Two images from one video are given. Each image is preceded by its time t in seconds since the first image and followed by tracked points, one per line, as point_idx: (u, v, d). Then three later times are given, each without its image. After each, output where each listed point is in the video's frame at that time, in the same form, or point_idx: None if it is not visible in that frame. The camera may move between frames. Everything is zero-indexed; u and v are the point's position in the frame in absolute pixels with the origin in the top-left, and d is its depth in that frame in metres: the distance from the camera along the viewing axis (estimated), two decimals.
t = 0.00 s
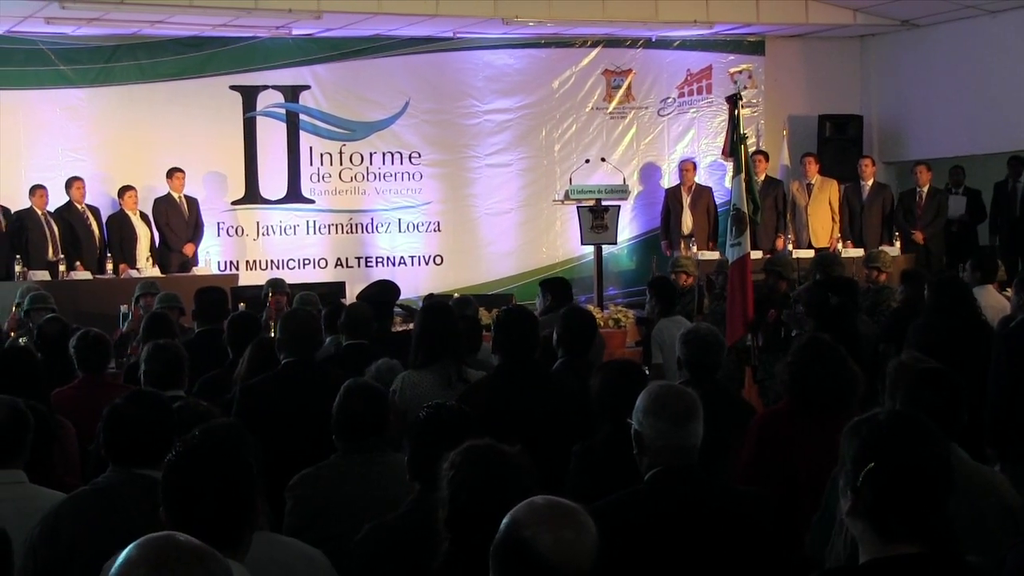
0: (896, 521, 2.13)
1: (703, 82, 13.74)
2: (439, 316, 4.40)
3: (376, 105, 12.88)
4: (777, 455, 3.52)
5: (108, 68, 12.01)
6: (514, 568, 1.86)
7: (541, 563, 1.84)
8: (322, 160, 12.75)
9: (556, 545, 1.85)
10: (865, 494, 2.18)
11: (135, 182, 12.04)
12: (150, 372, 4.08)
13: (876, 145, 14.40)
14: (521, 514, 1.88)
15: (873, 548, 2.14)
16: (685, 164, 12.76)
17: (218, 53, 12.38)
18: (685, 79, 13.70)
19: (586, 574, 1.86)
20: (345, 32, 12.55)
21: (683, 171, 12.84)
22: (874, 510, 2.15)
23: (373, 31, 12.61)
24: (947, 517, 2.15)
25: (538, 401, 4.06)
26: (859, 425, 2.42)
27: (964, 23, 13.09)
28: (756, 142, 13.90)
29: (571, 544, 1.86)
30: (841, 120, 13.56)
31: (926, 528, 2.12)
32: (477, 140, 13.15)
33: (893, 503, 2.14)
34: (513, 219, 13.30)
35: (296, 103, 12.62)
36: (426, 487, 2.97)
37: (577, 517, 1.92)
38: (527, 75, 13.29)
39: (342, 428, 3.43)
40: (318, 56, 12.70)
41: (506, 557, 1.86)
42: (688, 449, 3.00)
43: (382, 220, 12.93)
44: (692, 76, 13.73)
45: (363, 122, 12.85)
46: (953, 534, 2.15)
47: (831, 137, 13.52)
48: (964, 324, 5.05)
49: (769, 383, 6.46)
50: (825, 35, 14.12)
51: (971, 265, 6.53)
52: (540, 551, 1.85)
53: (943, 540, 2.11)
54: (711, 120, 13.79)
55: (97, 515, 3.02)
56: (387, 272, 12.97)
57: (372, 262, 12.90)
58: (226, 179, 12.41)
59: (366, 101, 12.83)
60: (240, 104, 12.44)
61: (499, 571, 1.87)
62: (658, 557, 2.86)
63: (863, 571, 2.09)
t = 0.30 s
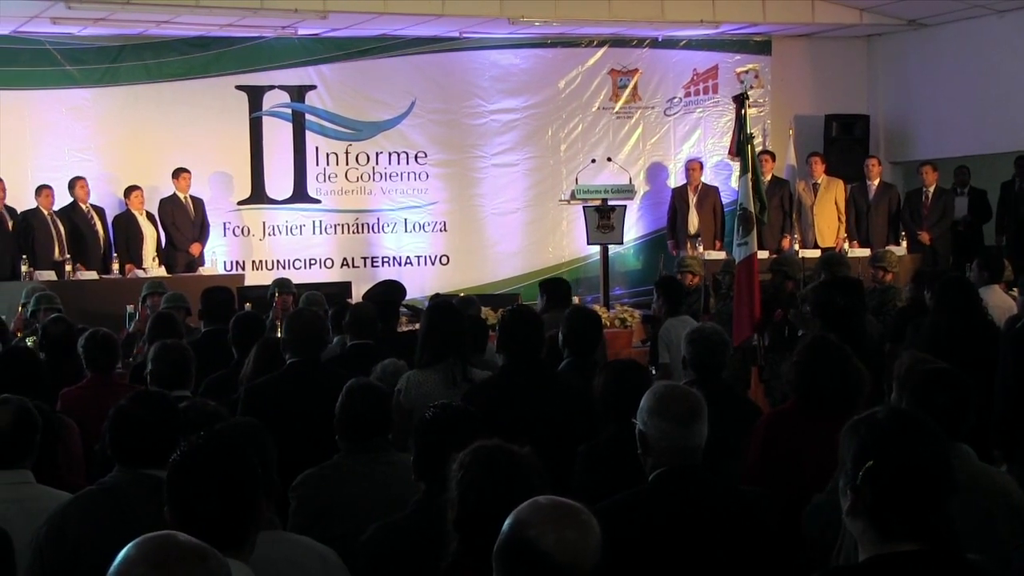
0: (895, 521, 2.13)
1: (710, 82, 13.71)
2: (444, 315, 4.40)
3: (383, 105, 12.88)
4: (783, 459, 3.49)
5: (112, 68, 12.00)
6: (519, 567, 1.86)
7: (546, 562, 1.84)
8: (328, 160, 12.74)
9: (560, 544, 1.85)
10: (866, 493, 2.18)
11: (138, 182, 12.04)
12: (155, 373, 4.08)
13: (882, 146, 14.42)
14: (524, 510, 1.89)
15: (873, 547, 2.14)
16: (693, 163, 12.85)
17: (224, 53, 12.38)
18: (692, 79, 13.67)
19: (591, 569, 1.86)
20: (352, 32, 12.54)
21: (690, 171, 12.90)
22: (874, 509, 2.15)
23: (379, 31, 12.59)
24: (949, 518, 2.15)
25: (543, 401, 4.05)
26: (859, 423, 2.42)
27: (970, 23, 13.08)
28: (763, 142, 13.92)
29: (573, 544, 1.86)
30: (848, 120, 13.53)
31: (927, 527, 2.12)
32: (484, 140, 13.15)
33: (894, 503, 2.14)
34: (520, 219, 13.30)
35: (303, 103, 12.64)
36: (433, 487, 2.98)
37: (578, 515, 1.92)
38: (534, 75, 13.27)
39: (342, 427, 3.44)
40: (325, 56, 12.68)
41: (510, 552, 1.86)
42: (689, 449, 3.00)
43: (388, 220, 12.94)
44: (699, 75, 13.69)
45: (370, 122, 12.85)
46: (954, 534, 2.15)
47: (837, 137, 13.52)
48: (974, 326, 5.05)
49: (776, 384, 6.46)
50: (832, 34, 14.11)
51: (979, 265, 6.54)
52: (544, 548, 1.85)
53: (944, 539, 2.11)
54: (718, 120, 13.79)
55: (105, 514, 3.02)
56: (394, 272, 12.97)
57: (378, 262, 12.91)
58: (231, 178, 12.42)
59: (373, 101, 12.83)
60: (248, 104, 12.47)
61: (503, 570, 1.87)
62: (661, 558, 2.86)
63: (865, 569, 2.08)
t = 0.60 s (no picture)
0: (900, 521, 2.13)
1: (716, 81, 13.71)
2: (450, 315, 4.40)
3: (390, 106, 12.90)
4: (790, 459, 3.49)
5: (122, 70, 12.06)
6: (527, 566, 1.86)
7: (554, 561, 1.85)
8: (335, 161, 12.78)
9: (569, 544, 1.86)
10: (869, 492, 2.18)
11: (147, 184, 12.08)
12: (162, 374, 4.09)
13: (889, 144, 14.37)
14: (531, 512, 1.89)
15: (878, 548, 2.15)
16: (699, 163, 12.77)
17: (232, 54, 12.42)
18: (698, 79, 13.68)
19: (598, 567, 1.87)
20: (359, 33, 12.58)
21: (697, 171, 12.83)
22: (877, 508, 2.16)
23: (386, 32, 12.62)
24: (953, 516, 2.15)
25: (547, 401, 4.05)
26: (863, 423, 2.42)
27: (977, 22, 13.06)
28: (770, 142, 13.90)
29: (579, 543, 1.87)
30: (854, 119, 13.53)
31: (931, 526, 2.12)
32: (490, 140, 13.16)
33: (896, 503, 2.14)
34: (527, 218, 13.30)
35: (310, 103, 12.65)
36: (441, 487, 2.99)
37: (584, 514, 1.92)
38: (540, 75, 13.28)
39: (349, 427, 3.45)
40: (330, 56, 12.72)
41: (519, 552, 1.86)
42: (696, 449, 3.00)
43: (395, 220, 12.95)
44: (705, 75, 13.70)
45: (376, 122, 12.88)
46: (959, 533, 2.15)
47: (844, 137, 13.50)
48: (979, 322, 5.03)
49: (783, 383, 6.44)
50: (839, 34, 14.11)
51: (987, 264, 6.52)
52: (552, 547, 1.85)
53: (947, 539, 2.11)
54: (724, 120, 13.78)
55: (112, 513, 3.04)
56: (401, 272, 12.99)
57: (385, 262, 12.92)
58: (239, 178, 12.44)
59: (380, 101, 12.86)
60: (254, 105, 12.48)
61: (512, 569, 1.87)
62: (665, 557, 2.86)
63: (870, 568, 2.09)
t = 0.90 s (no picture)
0: (905, 518, 2.17)
1: (724, 82, 13.75)
2: (462, 314, 4.45)
3: (402, 107, 12.95)
4: (798, 455, 3.53)
5: (136, 73, 12.12)
6: (537, 562, 1.90)
7: (563, 556, 1.89)
8: (348, 162, 12.82)
9: (577, 539, 1.90)
10: (874, 489, 2.22)
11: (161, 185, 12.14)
12: (176, 373, 4.13)
13: (896, 145, 14.37)
14: (538, 508, 1.93)
15: (883, 543, 2.19)
16: (707, 163, 12.85)
17: (246, 57, 12.48)
18: (706, 80, 13.71)
19: (606, 562, 1.91)
20: (371, 36, 12.62)
21: (704, 171, 12.90)
22: (883, 506, 2.19)
23: (398, 35, 12.66)
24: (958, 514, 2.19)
25: (556, 398, 4.08)
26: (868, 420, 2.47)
27: (983, 21, 13.07)
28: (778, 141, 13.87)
29: (587, 538, 1.91)
30: (861, 119, 13.57)
31: (935, 524, 2.16)
32: (501, 141, 13.20)
33: (902, 501, 2.18)
34: (537, 218, 13.35)
35: (322, 105, 12.69)
36: (452, 483, 3.04)
37: (591, 509, 1.96)
38: (550, 76, 13.32)
39: (358, 425, 3.51)
40: (342, 59, 12.76)
41: (528, 544, 1.91)
42: (702, 444, 3.06)
43: (407, 221, 13.00)
44: (713, 76, 13.74)
45: (389, 124, 12.91)
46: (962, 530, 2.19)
47: (849, 136, 13.52)
48: (986, 321, 5.06)
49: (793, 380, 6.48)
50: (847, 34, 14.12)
51: (992, 262, 6.58)
52: (560, 542, 1.90)
53: (951, 535, 2.16)
54: (732, 120, 13.81)
55: (130, 510, 3.09)
56: (413, 271, 13.04)
57: (398, 261, 12.98)
58: (253, 180, 12.49)
59: (393, 103, 12.90)
60: (268, 108, 12.53)
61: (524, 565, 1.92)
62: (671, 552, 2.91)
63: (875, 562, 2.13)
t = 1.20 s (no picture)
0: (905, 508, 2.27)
1: (731, 87, 13.84)
2: (478, 312, 4.59)
3: (420, 111, 13.11)
4: (804, 447, 3.63)
5: (167, 82, 12.32)
6: (546, 550, 2.00)
7: (570, 546, 1.99)
8: (369, 164, 12.97)
9: (584, 528, 2.00)
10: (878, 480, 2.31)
11: (190, 186, 12.32)
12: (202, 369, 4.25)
13: (897, 147, 14.51)
14: (549, 496, 2.05)
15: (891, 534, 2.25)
16: (716, 165, 12.98)
17: (271, 64, 12.66)
18: (713, 85, 13.80)
19: (608, 551, 2.00)
20: (392, 43, 12.79)
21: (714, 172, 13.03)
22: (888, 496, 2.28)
23: (415, 41, 12.83)
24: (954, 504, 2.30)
25: (568, 393, 4.21)
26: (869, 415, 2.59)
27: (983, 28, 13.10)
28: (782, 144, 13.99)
29: (595, 525, 2.01)
30: (864, 122, 13.73)
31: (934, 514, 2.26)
32: (516, 144, 13.35)
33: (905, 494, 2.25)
34: (550, 218, 13.48)
35: (344, 109, 12.87)
36: (469, 474, 3.20)
37: (601, 498, 2.07)
38: (563, 81, 13.46)
39: (375, 417, 3.68)
40: (365, 65, 12.95)
41: (538, 532, 2.02)
42: (708, 435, 3.22)
43: (425, 221, 13.15)
44: (719, 81, 13.82)
45: (407, 127, 13.07)
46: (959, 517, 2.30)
47: (853, 139, 13.71)
48: (985, 320, 5.17)
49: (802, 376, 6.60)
50: (849, 41, 14.22)
51: (990, 260, 6.69)
52: (569, 530, 2.00)
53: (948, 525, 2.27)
54: (738, 124, 13.91)
55: (163, 498, 3.26)
56: (431, 270, 13.19)
57: (417, 259, 13.14)
58: (279, 181, 12.67)
59: (412, 108, 13.07)
60: (292, 112, 12.70)
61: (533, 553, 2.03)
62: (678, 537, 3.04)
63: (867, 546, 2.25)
